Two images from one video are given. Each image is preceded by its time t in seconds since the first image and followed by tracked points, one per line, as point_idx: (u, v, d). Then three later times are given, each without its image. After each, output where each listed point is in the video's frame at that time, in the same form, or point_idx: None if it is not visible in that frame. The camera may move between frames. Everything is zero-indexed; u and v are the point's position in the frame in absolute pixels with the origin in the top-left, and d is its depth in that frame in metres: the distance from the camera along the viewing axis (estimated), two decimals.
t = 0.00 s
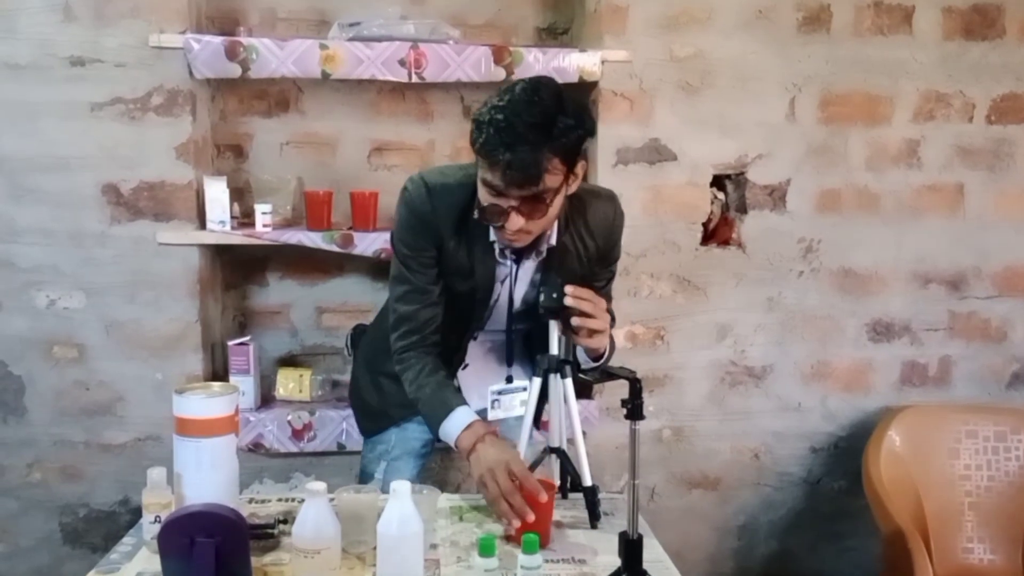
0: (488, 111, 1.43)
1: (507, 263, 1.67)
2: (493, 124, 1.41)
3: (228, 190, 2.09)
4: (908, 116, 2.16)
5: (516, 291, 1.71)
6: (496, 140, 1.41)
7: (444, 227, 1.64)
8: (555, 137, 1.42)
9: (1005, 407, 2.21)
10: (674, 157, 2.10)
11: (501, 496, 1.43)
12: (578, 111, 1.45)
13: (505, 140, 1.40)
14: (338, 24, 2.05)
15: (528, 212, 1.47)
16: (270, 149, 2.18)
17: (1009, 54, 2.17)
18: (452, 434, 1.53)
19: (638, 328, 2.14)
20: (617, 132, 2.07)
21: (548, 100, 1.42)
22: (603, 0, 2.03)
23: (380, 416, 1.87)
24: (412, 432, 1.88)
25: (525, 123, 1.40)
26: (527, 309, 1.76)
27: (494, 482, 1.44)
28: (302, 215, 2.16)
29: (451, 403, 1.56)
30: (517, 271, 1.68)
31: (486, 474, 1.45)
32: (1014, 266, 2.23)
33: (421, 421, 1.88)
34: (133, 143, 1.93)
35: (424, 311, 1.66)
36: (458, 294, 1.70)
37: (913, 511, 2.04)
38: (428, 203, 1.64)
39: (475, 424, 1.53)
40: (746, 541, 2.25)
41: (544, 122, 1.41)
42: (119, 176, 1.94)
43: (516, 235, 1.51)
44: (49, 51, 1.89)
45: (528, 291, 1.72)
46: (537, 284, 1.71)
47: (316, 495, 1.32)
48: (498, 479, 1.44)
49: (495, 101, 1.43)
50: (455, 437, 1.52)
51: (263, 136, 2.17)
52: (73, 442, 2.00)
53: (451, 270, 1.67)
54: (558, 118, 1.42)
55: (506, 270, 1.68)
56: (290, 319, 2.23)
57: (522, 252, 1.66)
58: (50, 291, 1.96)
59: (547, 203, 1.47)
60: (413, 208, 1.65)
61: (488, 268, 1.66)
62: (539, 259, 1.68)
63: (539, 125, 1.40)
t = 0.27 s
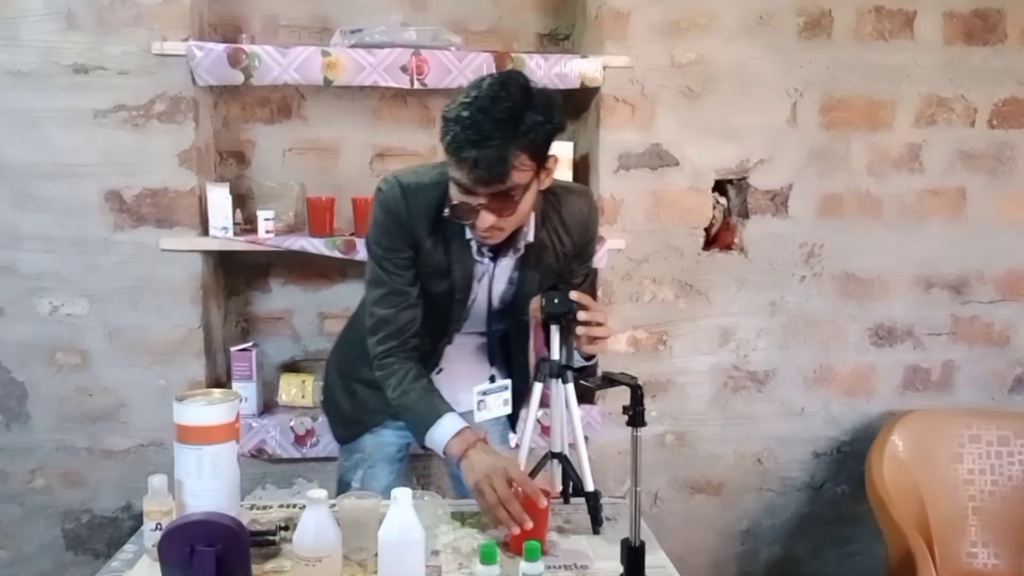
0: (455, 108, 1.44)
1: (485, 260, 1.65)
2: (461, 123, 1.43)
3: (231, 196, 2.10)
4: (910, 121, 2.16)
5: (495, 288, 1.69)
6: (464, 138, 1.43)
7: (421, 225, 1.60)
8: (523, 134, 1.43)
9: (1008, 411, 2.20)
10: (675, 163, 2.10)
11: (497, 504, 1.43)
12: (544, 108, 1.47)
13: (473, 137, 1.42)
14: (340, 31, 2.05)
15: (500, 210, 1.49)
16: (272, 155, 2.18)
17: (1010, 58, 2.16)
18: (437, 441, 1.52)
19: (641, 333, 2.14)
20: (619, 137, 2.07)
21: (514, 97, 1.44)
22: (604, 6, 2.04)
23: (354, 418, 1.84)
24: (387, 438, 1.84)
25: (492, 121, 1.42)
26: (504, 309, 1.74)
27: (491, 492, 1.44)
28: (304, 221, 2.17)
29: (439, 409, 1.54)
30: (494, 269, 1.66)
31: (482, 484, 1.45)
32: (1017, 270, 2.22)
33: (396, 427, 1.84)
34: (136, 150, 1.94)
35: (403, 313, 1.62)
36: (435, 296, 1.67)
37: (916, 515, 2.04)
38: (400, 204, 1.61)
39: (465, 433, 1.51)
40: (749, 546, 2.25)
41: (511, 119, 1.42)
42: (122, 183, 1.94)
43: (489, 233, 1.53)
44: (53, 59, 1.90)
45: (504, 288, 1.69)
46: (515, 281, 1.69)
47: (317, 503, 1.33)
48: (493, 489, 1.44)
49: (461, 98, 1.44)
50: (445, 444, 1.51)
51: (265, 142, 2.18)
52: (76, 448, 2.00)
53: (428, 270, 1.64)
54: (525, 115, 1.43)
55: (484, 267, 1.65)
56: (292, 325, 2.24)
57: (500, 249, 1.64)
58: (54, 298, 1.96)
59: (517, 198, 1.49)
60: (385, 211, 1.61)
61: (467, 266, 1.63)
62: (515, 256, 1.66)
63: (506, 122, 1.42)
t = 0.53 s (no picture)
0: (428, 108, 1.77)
1: (452, 261, 1.88)
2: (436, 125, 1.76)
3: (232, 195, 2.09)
4: (912, 121, 2.16)
5: (464, 287, 1.91)
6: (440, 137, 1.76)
7: (390, 228, 1.84)
8: (490, 131, 1.74)
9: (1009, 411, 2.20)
10: (677, 162, 2.10)
11: (467, 460, 1.67)
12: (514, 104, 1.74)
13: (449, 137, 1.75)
14: (342, 30, 2.05)
15: (473, 203, 1.82)
16: (274, 154, 2.18)
17: (1012, 58, 2.16)
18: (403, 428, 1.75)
19: (642, 333, 2.14)
20: (620, 137, 2.07)
21: (485, 93, 1.73)
22: (606, 5, 2.04)
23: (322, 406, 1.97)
24: (345, 440, 2.00)
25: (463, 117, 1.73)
26: (470, 308, 1.93)
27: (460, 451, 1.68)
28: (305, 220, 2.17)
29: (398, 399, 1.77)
30: (462, 271, 1.89)
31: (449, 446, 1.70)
32: (1018, 270, 2.22)
33: (352, 427, 1.98)
34: (137, 149, 1.94)
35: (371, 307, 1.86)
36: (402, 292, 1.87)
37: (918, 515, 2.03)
38: (374, 204, 1.83)
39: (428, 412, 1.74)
40: (750, 546, 2.25)
41: (481, 117, 1.73)
42: (123, 182, 1.94)
43: (466, 233, 1.84)
44: (54, 58, 1.90)
45: (471, 288, 1.91)
46: (482, 282, 1.91)
47: (317, 503, 1.33)
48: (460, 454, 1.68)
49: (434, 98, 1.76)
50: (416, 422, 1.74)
51: (267, 142, 2.18)
52: (77, 448, 2.00)
53: (394, 271, 1.86)
54: (492, 110, 1.73)
55: (451, 270, 1.88)
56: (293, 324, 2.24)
57: (471, 250, 1.88)
58: (55, 297, 1.96)
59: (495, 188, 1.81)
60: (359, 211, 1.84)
61: (432, 268, 1.86)
62: (484, 257, 1.89)
63: (476, 119, 1.73)
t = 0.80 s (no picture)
0: (409, 106, 1.43)
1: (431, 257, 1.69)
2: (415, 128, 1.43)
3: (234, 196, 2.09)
4: (914, 121, 2.16)
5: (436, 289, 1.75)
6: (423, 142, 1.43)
7: (383, 223, 1.58)
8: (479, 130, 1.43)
9: (1013, 412, 2.20)
10: (680, 163, 2.10)
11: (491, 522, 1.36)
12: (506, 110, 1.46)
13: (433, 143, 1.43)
14: (345, 31, 2.05)
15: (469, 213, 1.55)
16: (277, 155, 2.18)
17: (1015, 58, 2.16)
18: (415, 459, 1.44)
19: (645, 334, 2.13)
20: (623, 138, 2.07)
21: (468, 91, 1.42)
22: (608, 6, 2.04)
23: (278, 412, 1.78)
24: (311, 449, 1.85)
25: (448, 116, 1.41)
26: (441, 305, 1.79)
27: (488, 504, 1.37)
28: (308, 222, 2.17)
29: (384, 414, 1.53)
30: (439, 268, 1.71)
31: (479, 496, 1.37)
32: (1022, 271, 2.22)
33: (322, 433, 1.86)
34: (141, 150, 1.94)
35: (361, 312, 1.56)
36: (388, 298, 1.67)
37: (921, 516, 2.03)
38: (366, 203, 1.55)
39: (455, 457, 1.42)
40: (753, 547, 2.25)
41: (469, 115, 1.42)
42: (127, 184, 1.95)
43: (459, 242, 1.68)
44: (58, 60, 1.91)
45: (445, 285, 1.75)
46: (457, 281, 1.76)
47: (320, 504, 1.33)
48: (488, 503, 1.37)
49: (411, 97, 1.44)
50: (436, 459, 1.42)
51: (270, 143, 2.18)
52: (81, 449, 2.00)
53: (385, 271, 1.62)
54: (479, 104, 1.42)
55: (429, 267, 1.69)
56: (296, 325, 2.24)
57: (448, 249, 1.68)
58: (59, 298, 1.97)
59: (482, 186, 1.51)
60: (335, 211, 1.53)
61: (417, 271, 1.66)
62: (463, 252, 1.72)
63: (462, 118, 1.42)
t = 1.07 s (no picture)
0: (407, 57, 1.38)
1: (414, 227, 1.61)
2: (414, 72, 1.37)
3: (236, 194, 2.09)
4: (917, 118, 2.16)
5: (417, 263, 1.64)
6: (416, 83, 1.37)
7: (347, 181, 1.52)
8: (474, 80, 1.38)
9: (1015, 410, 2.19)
10: (682, 160, 2.10)
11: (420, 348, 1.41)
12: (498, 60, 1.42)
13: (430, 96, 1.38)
14: (347, 29, 2.05)
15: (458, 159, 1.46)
16: (279, 153, 2.18)
17: (1017, 55, 2.16)
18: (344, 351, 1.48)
19: (647, 331, 2.13)
20: (625, 135, 2.07)
21: (470, 44, 1.38)
22: (610, 4, 2.04)
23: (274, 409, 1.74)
24: (300, 453, 1.87)
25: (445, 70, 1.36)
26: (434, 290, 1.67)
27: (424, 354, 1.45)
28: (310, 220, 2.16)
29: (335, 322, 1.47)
30: (427, 239, 1.63)
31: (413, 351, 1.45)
32: None
33: (307, 441, 1.87)
34: (143, 148, 1.94)
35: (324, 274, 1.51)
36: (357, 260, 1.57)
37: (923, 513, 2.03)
38: (330, 160, 1.51)
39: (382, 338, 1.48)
40: (755, 544, 2.25)
41: (469, 62, 1.38)
42: (129, 182, 1.95)
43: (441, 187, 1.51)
44: (59, 58, 1.91)
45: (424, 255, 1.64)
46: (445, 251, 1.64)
47: (322, 501, 1.33)
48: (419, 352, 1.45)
49: (408, 47, 1.39)
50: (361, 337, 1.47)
51: (272, 141, 2.18)
52: (83, 447, 2.00)
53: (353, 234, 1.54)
54: (479, 56, 1.39)
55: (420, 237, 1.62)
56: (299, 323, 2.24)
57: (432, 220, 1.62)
58: (61, 296, 1.97)
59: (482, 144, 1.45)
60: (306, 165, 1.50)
61: (393, 231, 1.56)
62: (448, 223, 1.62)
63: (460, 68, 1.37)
